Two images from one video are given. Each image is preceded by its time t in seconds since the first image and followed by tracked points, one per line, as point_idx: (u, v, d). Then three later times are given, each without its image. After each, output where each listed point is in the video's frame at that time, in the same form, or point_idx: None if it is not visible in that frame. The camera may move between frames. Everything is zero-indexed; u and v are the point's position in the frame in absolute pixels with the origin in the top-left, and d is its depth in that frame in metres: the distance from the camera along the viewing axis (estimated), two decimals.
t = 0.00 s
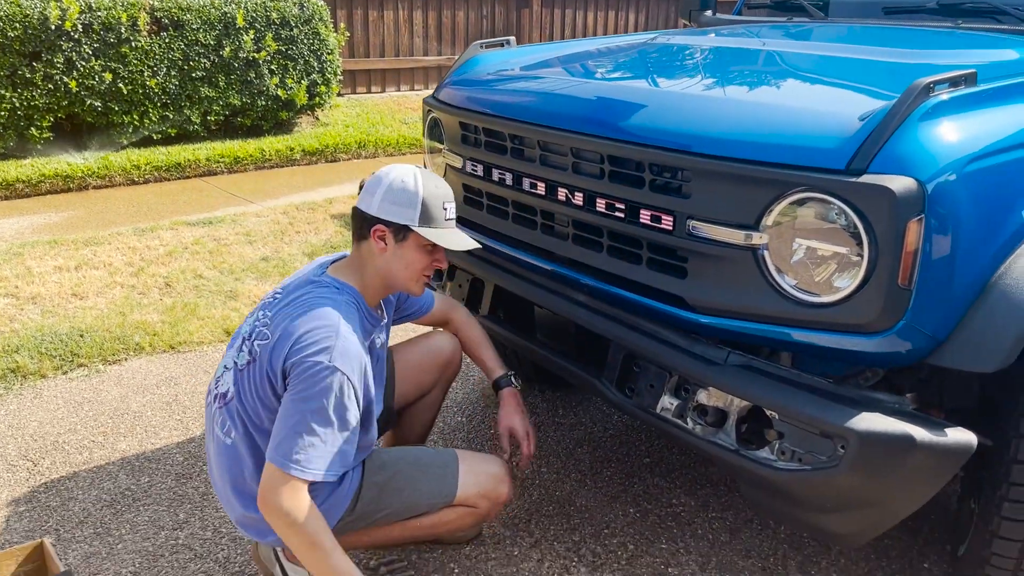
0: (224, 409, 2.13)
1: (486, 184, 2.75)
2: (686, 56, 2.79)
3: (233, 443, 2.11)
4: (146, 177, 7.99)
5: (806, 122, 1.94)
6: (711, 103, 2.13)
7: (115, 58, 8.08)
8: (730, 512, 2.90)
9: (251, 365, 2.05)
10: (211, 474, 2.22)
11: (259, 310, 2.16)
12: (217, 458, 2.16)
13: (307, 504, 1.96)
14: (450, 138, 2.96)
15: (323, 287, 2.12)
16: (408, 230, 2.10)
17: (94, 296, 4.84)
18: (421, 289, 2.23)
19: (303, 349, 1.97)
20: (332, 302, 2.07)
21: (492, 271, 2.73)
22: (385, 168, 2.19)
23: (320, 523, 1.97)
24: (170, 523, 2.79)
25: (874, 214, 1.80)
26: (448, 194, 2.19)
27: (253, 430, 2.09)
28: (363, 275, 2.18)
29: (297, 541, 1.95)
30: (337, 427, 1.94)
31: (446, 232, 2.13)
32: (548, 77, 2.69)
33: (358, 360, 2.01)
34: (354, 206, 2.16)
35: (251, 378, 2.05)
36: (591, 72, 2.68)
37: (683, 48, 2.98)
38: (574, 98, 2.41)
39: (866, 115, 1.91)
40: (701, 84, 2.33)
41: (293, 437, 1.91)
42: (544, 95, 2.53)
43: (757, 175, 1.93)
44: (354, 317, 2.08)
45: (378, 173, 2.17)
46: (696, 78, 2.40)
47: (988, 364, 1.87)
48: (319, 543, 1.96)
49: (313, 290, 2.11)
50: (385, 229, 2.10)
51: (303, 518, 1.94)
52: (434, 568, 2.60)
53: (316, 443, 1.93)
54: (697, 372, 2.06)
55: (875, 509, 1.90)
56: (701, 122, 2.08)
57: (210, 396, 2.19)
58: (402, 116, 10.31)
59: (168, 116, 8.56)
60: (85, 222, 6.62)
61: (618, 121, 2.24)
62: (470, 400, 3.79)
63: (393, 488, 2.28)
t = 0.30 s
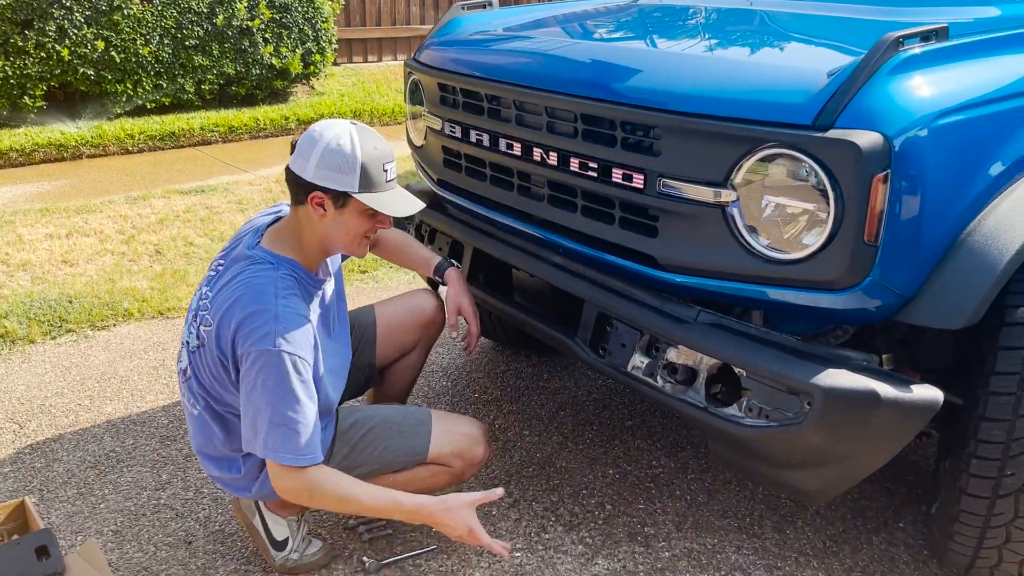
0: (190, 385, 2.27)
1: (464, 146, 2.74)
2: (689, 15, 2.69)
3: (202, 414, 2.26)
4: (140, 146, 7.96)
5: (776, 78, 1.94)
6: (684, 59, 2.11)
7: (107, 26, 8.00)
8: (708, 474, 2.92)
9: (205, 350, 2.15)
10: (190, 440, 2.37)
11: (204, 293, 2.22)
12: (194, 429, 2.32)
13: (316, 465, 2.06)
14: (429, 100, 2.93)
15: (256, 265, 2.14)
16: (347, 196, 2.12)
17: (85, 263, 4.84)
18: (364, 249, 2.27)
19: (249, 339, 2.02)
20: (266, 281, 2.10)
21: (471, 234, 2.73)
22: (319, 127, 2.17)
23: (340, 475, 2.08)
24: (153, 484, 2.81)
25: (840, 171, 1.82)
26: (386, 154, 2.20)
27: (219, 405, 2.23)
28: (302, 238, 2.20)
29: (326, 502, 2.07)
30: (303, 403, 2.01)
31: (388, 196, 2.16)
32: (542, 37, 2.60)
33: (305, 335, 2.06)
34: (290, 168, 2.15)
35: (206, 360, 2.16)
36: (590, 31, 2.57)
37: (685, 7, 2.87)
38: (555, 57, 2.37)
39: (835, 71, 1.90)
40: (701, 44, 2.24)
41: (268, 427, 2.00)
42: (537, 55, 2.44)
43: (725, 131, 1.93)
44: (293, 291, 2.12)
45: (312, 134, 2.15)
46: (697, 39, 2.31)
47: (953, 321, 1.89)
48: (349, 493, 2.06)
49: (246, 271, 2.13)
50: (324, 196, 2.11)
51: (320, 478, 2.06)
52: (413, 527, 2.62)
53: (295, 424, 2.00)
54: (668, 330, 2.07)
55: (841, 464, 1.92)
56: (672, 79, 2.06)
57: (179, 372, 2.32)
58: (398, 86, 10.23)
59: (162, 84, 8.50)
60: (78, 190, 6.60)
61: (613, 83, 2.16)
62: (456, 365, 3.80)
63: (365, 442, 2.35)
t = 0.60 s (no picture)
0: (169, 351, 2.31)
1: (449, 109, 2.72)
2: None
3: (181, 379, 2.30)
4: (136, 116, 7.92)
5: (758, 34, 1.90)
6: (672, 18, 2.06)
7: None
8: (696, 439, 2.92)
9: (183, 318, 2.19)
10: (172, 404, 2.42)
11: (175, 260, 2.23)
12: (173, 395, 2.36)
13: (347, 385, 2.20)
14: (415, 62, 2.89)
15: (219, 229, 2.14)
16: (314, 151, 2.09)
17: (78, 232, 4.83)
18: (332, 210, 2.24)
19: (234, 304, 2.06)
20: (232, 244, 2.10)
21: (458, 197, 2.71)
22: (283, 81, 2.14)
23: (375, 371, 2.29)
24: (142, 448, 2.82)
25: (822, 128, 1.81)
26: (352, 108, 2.18)
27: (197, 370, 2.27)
28: (269, 196, 2.18)
29: (383, 398, 2.28)
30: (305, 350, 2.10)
31: (355, 151, 2.13)
32: None
33: (287, 285, 2.11)
34: (255, 124, 2.12)
35: (185, 327, 2.19)
36: None
37: None
38: (556, 19, 2.27)
39: (817, 26, 1.87)
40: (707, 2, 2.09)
41: (287, 374, 2.11)
42: (535, 16, 2.34)
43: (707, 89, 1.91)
44: (264, 248, 2.13)
45: (277, 88, 2.12)
46: None
47: (938, 280, 1.89)
48: (397, 381, 2.28)
49: (210, 238, 2.13)
50: (289, 151, 2.09)
51: (365, 379, 2.26)
52: (399, 490, 2.63)
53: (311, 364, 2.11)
54: (649, 291, 2.06)
55: (821, 425, 1.92)
56: (655, 37, 2.03)
57: (159, 339, 2.36)
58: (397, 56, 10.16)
59: (157, 54, 8.44)
60: (73, 160, 6.58)
61: (612, 44, 2.09)
62: (447, 333, 3.80)
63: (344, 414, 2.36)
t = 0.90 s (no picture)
0: (160, 321, 2.26)
1: (444, 74, 2.64)
2: None
3: (170, 347, 2.26)
4: (135, 87, 7.83)
5: None
6: None
7: None
8: (697, 413, 2.86)
9: (185, 297, 2.15)
10: (156, 371, 2.37)
11: (167, 235, 2.17)
12: (159, 362, 2.31)
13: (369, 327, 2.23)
14: (409, 25, 2.80)
15: (216, 209, 2.07)
16: (314, 152, 2.01)
17: (73, 202, 4.78)
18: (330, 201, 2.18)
19: (248, 287, 2.05)
20: (232, 227, 2.05)
21: (453, 165, 2.64)
22: (289, 72, 2.03)
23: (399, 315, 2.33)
24: (133, 420, 2.78)
25: (827, 88, 1.73)
26: (359, 108, 2.07)
27: (186, 338, 2.23)
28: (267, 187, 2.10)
29: (409, 339, 2.32)
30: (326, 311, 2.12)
31: (355, 155, 2.05)
32: None
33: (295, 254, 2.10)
34: (256, 114, 2.02)
35: (185, 304, 2.16)
36: None
37: None
38: None
39: None
40: None
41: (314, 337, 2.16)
42: None
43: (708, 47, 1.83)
44: (263, 223, 2.09)
45: (281, 80, 2.02)
46: None
47: (945, 248, 1.82)
48: (423, 322, 2.32)
49: (206, 222, 2.07)
50: (288, 150, 2.00)
51: (390, 323, 2.29)
52: (392, 463, 2.59)
53: (335, 324, 2.15)
54: (647, 259, 2.00)
55: (822, 397, 1.86)
56: None
57: (146, 308, 2.30)
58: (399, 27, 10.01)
59: (156, 24, 8.33)
60: (71, 130, 6.50)
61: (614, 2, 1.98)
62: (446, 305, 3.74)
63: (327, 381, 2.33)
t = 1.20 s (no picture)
0: (151, 312, 2.17)
1: (446, 52, 2.53)
2: None
3: (161, 339, 2.16)
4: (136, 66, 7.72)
5: None
6: None
7: None
8: (706, 406, 2.78)
9: (178, 300, 2.06)
10: (147, 360, 2.28)
11: (159, 232, 2.06)
12: (150, 354, 2.22)
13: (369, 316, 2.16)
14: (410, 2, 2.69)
15: (210, 214, 1.97)
16: (312, 175, 1.90)
17: (71, 184, 4.69)
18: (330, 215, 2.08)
19: (245, 298, 1.97)
20: (226, 235, 1.95)
21: (455, 149, 2.54)
22: (286, 87, 1.89)
23: (401, 304, 2.25)
24: (126, 409, 2.71)
25: (849, 69, 1.62)
26: (360, 127, 1.94)
27: (178, 330, 2.14)
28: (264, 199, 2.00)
29: (409, 332, 2.24)
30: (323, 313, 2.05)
31: (357, 177, 1.94)
32: None
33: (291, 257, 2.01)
34: (251, 131, 1.90)
35: (176, 303, 2.07)
36: None
37: None
38: None
39: None
40: None
41: (313, 337, 2.10)
42: None
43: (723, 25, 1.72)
44: (258, 229, 1.99)
45: (277, 96, 1.88)
46: None
47: (971, 241, 1.72)
48: (424, 315, 2.23)
49: (199, 229, 1.96)
50: (284, 171, 1.90)
51: (390, 316, 2.21)
52: (392, 456, 2.51)
53: (335, 324, 2.09)
54: (656, 249, 1.90)
55: (840, 396, 1.76)
56: None
57: (137, 296, 2.21)
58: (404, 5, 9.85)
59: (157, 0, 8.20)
60: (70, 110, 6.41)
61: None
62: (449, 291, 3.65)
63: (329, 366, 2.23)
